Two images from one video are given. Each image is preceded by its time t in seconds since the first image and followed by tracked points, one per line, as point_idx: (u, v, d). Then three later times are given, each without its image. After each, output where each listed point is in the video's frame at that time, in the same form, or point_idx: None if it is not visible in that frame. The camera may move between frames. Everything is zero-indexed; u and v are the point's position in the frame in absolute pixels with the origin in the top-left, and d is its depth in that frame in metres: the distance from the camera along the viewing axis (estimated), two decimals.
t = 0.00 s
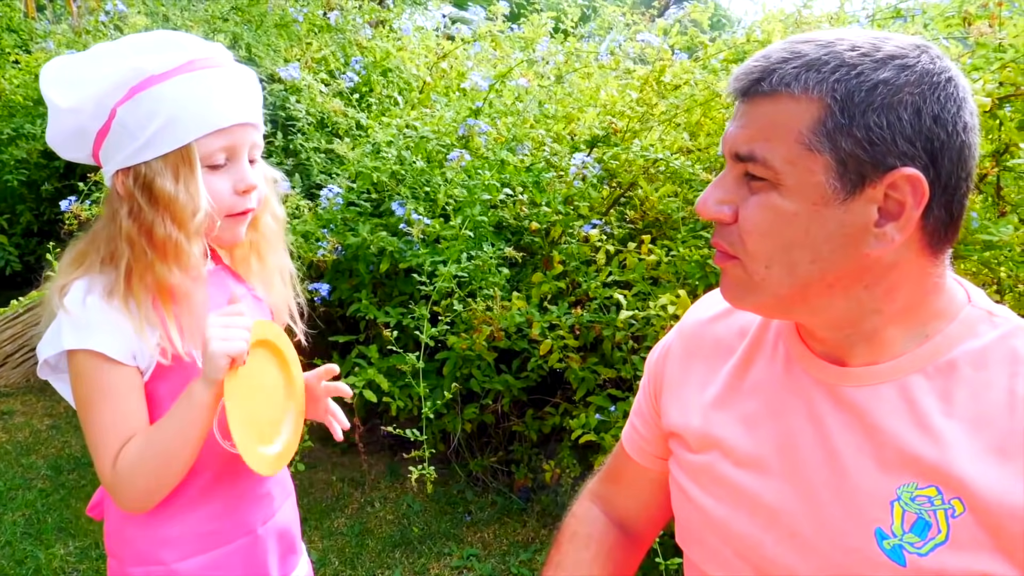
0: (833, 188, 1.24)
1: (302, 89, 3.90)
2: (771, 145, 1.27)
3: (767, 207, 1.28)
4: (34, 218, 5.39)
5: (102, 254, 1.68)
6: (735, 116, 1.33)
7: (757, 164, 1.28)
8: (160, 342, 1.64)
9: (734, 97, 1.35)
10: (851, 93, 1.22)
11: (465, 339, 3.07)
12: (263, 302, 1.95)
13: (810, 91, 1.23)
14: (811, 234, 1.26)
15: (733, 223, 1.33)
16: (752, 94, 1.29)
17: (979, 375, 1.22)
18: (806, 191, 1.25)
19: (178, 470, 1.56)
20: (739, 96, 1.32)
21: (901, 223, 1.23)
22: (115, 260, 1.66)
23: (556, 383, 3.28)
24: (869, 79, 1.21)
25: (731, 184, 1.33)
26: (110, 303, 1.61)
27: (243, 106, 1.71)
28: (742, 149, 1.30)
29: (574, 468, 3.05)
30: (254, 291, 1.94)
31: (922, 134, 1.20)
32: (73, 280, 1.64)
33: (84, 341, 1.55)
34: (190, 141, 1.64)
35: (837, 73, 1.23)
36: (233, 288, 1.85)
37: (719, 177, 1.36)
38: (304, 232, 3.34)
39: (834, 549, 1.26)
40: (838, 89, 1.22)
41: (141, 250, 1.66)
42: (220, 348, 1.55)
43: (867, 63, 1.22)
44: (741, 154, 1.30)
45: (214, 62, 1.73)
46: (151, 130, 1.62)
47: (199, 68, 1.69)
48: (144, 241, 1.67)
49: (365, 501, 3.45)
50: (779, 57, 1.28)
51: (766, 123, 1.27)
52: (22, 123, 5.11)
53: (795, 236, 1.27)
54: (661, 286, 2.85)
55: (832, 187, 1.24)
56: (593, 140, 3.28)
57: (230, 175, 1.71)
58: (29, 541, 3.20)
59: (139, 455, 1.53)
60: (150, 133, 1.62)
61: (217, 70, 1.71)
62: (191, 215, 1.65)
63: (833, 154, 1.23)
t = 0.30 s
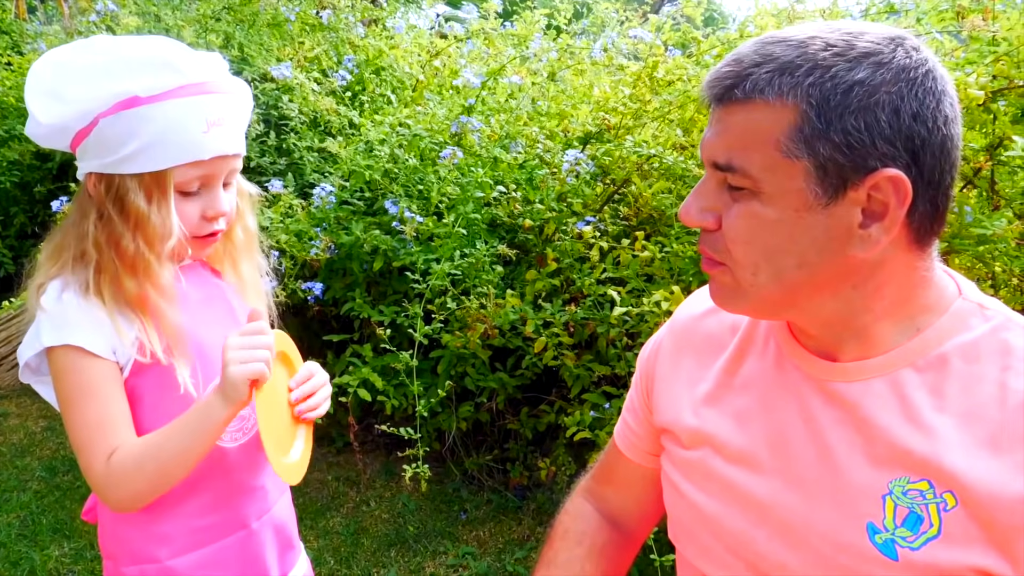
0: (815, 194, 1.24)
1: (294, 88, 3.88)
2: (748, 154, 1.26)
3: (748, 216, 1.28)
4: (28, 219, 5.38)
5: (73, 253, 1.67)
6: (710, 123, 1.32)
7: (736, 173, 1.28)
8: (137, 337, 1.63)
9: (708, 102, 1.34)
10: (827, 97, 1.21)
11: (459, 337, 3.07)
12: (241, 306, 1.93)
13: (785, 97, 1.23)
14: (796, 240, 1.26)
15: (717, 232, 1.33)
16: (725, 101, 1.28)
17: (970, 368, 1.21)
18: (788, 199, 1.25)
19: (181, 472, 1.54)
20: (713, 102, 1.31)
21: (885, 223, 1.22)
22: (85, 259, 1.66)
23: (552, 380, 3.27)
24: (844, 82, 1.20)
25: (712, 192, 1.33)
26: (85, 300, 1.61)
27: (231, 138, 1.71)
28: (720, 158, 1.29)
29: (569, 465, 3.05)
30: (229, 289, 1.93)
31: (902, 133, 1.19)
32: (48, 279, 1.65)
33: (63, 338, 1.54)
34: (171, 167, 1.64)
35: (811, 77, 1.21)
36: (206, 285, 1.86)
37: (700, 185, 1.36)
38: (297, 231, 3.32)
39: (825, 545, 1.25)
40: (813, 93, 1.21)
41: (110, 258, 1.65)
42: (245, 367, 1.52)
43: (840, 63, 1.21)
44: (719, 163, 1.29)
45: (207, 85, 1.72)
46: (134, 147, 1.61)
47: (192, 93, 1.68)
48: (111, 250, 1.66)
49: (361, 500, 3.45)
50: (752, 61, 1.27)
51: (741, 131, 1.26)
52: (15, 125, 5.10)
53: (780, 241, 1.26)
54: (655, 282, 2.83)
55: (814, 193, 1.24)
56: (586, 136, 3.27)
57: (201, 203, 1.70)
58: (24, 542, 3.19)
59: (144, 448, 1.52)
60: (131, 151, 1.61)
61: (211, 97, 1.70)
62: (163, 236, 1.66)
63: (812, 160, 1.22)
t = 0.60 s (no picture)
0: (817, 183, 1.25)
1: (301, 83, 3.90)
2: (752, 144, 1.28)
3: (752, 205, 1.30)
4: (39, 214, 5.44)
5: (101, 246, 1.69)
6: (714, 113, 1.34)
7: (740, 164, 1.30)
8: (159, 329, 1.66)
9: (711, 94, 1.36)
10: (830, 88, 1.23)
11: (466, 330, 3.09)
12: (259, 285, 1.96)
13: (788, 88, 1.24)
14: (799, 229, 1.27)
15: (720, 222, 1.35)
16: (730, 92, 1.30)
17: (968, 358, 1.22)
18: (790, 188, 1.27)
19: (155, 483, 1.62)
20: (717, 93, 1.33)
21: (887, 212, 1.24)
22: (114, 251, 1.68)
23: (558, 372, 3.29)
24: (847, 73, 1.22)
25: (715, 181, 1.35)
26: (110, 289, 1.63)
27: (241, 107, 1.74)
28: (724, 149, 1.31)
29: (576, 457, 3.07)
30: (250, 274, 1.96)
31: (904, 124, 1.21)
32: (74, 271, 1.67)
33: (82, 327, 1.56)
34: (193, 140, 1.68)
35: (814, 69, 1.23)
36: (230, 269, 1.88)
37: (704, 175, 1.38)
38: (305, 225, 3.35)
39: (826, 530, 1.27)
40: (816, 85, 1.23)
41: (141, 244, 1.69)
42: (243, 463, 1.57)
43: (843, 55, 1.23)
44: (723, 154, 1.31)
45: (211, 62, 1.74)
46: (151, 132, 1.64)
47: (196, 69, 1.70)
48: (144, 235, 1.69)
49: (369, 491, 3.48)
50: (755, 53, 1.29)
51: (746, 121, 1.28)
52: (25, 121, 5.15)
53: (782, 229, 1.28)
54: (661, 275, 2.85)
55: (817, 182, 1.25)
56: (592, 130, 3.33)
57: (228, 169, 1.75)
58: (38, 532, 3.24)
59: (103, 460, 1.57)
60: (149, 136, 1.65)
61: (213, 71, 1.72)
62: (196, 209, 1.70)
63: (815, 150, 1.24)
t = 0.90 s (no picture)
0: (828, 156, 1.26)
1: (317, 78, 3.93)
2: (769, 120, 1.30)
3: (768, 177, 1.31)
4: (56, 207, 5.49)
5: (133, 237, 1.72)
6: (737, 97, 1.36)
7: (756, 139, 1.31)
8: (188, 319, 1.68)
9: (735, 81, 1.39)
10: (843, 64, 1.24)
11: (480, 324, 3.11)
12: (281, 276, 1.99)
13: (804, 65, 1.27)
14: (810, 201, 1.28)
15: (736, 198, 1.36)
16: (751, 72, 1.33)
17: (981, 349, 1.23)
18: (803, 160, 1.28)
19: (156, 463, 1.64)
20: (739, 76, 1.35)
21: (897, 187, 1.24)
22: (148, 241, 1.71)
23: (570, 367, 3.30)
24: (860, 52, 1.24)
25: (735, 160, 1.36)
26: (139, 284, 1.65)
27: (263, 94, 1.77)
28: (743, 127, 1.33)
29: (588, 451, 3.09)
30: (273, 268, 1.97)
31: (914, 101, 1.22)
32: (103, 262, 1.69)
33: (110, 318, 1.59)
34: (218, 128, 1.70)
35: (830, 47, 1.26)
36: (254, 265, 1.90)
37: (725, 156, 1.39)
38: (320, 219, 3.38)
39: (837, 518, 1.28)
40: (830, 62, 1.25)
41: (173, 233, 1.72)
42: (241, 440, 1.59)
43: (858, 36, 1.25)
44: (741, 131, 1.33)
45: (233, 51, 1.77)
46: (180, 121, 1.67)
47: (219, 58, 1.73)
48: (176, 224, 1.72)
49: (382, 484, 3.51)
50: (776, 36, 1.32)
51: (764, 98, 1.30)
52: (43, 114, 5.20)
53: (793, 203, 1.29)
54: (673, 270, 2.86)
55: (828, 155, 1.26)
56: (605, 126, 3.34)
57: (254, 156, 1.78)
58: (56, 521, 3.29)
59: (107, 442, 1.60)
60: (180, 124, 1.67)
61: (235, 59, 1.75)
62: (231, 196, 1.73)
63: (827, 124, 1.25)
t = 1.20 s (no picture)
0: (832, 157, 1.27)
1: (320, 78, 3.94)
2: (772, 121, 1.30)
3: (771, 178, 1.31)
4: (59, 207, 5.49)
5: (157, 235, 1.73)
6: (740, 99, 1.37)
7: (759, 140, 1.32)
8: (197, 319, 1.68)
9: (736, 83, 1.39)
10: (844, 66, 1.25)
11: (481, 324, 3.11)
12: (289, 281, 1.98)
13: (806, 67, 1.27)
14: (811, 202, 1.29)
15: (740, 200, 1.36)
16: (753, 75, 1.33)
17: (979, 345, 1.23)
18: (805, 161, 1.28)
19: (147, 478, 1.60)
20: (741, 79, 1.36)
21: (898, 187, 1.24)
22: (170, 237, 1.72)
23: (572, 368, 3.30)
24: (861, 54, 1.24)
25: (738, 162, 1.36)
26: (155, 283, 1.65)
27: (291, 99, 1.77)
28: (746, 128, 1.34)
29: (589, 452, 3.09)
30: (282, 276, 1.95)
31: (915, 102, 1.23)
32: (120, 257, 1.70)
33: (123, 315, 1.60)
34: (242, 129, 1.70)
35: (831, 49, 1.26)
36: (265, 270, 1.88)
37: (728, 157, 1.40)
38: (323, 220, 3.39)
39: (837, 512, 1.28)
40: (831, 64, 1.26)
41: (198, 233, 1.73)
42: (223, 534, 1.52)
43: (859, 39, 1.26)
44: (744, 133, 1.34)
45: (264, 54, 1.78)
46: (204, 120, 1.67)
47: (248, 60, 1.74)
48: (199, 225, 1.72)
49: (383, 485, 3.51)
50: (778, 39, 1.32)
51: (768, 99, 1.30)
52: (46, 114, 5.20)
53: (796, 204, 1.30)
54: (675, 272, 2.86)
55: (830, 156, 1.27)
56: (608, 127, 3.33)
57: (277, 160, 1.77)
58: (57, 521, 3.29)
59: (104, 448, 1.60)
60: (204, 122, 1.68)
61: (265, 62, 1.76)
62: (250, 198, 1.72)
63: (829, 125, 1.26)
